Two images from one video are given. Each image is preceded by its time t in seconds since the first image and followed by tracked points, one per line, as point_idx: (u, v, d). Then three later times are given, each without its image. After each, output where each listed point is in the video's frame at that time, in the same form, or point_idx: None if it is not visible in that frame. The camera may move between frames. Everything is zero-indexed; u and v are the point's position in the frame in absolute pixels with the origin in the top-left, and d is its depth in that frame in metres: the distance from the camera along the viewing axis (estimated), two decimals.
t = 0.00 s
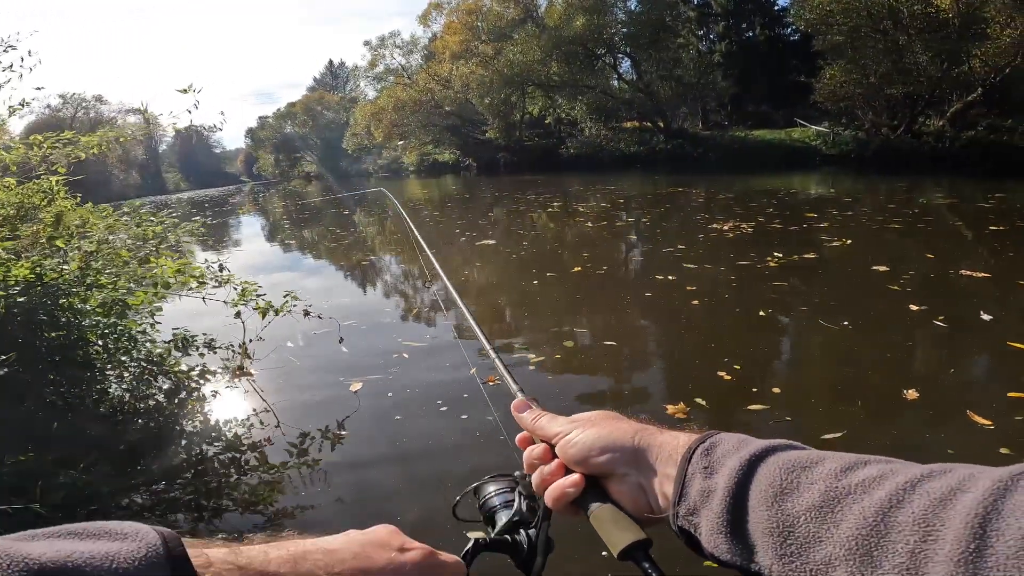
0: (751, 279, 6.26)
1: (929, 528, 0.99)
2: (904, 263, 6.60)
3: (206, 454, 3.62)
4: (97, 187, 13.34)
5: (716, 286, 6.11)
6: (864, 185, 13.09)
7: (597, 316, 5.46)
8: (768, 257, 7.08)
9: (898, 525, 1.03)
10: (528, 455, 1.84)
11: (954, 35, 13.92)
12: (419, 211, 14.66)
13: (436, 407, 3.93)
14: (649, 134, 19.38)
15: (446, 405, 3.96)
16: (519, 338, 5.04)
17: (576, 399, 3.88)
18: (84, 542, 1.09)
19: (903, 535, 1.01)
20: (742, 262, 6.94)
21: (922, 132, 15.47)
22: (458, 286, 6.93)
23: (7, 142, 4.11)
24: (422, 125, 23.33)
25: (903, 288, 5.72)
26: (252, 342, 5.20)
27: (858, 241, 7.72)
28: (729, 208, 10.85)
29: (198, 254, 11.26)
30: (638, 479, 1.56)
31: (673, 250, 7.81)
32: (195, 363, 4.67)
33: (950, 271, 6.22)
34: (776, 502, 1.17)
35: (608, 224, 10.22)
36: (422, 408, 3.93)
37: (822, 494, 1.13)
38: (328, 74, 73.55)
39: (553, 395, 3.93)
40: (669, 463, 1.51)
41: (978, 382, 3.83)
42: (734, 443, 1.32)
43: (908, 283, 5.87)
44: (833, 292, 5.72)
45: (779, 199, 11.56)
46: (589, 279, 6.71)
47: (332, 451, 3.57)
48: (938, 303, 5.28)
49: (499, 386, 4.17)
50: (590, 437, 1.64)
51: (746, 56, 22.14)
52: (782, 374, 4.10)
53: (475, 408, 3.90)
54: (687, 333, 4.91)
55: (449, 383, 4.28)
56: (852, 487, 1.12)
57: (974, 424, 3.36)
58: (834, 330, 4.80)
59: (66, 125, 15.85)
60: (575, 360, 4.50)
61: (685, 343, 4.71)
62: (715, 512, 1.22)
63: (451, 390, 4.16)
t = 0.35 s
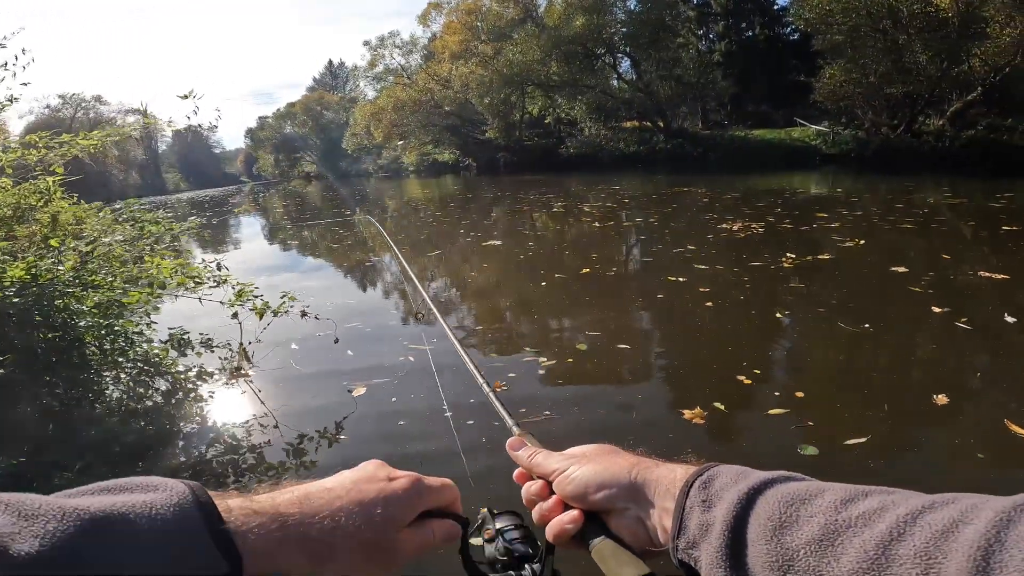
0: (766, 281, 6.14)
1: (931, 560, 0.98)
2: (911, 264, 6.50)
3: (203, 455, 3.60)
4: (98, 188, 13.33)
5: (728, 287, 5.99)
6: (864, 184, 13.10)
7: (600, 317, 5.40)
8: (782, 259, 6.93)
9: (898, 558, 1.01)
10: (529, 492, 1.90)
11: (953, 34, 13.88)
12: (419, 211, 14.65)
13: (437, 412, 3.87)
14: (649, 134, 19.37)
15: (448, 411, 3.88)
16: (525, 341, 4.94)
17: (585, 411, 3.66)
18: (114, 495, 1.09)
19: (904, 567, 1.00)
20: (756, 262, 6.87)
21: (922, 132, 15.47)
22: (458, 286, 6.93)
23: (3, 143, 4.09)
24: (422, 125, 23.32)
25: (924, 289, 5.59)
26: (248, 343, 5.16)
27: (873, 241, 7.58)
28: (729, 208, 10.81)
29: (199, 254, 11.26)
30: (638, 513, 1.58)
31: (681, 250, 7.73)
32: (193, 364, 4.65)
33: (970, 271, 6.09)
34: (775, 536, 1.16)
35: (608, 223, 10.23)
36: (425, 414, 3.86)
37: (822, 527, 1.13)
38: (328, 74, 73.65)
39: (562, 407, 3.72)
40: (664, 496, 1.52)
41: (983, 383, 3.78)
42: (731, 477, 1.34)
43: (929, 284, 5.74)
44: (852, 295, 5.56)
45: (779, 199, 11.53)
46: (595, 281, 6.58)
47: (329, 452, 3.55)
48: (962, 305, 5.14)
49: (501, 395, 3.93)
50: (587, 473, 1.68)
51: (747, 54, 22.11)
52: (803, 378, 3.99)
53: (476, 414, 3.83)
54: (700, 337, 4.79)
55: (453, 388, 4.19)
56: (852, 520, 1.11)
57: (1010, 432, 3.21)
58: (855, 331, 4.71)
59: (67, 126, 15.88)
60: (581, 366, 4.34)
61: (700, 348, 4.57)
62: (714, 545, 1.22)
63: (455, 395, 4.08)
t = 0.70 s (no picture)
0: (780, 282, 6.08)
1: (917, 562, 0.99)
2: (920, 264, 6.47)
3: (204, 454, 3.59)
4: (97, 188, 13.32)
5: (744, 288, 5.94)
6: (863, 184, 13.12)
7: (601, 318, 5.38)
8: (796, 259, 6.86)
9: (886, 562, 1.02)
10: (522, 497, 1.88)
11: (953, 34, 13.84)
12: (420, 210, 14.66)
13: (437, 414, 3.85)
14: (649, 134, 19.34)
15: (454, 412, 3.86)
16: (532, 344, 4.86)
17: (599, 414, 3.64)
18: (133, 556, 1.26)
19: (891, 572, 1.01)
20: (769, 263, 6.81)
21: (922, 132, 15.49)
22: (457, 286, 6.97)
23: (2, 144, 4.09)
24: (422, 125, 23.29)
25: (947, 291, 5.53)
26: (249, 344, 5.17)
27: (884, 242, 7.54)
28: (728, 208, 10.80)
29: (199, 254, 11.28)
30: (629, 518, 1.59)
31: (694, 250, 7.67)
32: (193, 366, 4.65)
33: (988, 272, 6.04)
34: (766, 542, 1.17)
35: (608, 223, 10.25)
36: (427, 416, 3.83)
37: (812, 533, 1.14)
38: (328, 73, 73.50)
39: (573, 409, 3.71)
40: (656, 503, 1.52)
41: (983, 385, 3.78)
42: (722, 485, 1.34)
43: (951, 286, 5.69)
44: (872, 297, 5.47)
45: (779, 199, 11.51)
46: (602, 283, 6.49)
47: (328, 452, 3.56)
48: (985, 307, 5.09)
49: (514, 400, 3.88)
50: (579, 479, 1.68)
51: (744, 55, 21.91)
52: (827, 381, 3.93)
53: (478, 416, 3.81)
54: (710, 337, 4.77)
55: (456, 389, 4.17)
56: (840, 526, 1.12)
57: None
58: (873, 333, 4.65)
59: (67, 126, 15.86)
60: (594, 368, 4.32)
61: (712, 350, 4.52)
62: (705, 552, 1.23)
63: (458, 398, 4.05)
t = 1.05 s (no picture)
0: (802, 284, 5.98)
1: (896, 564, 0.93)
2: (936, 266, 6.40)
3: (203, 453, 3.62)
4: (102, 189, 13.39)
5: (764, 291, 5.84)
6: (865, 184, 13.10)
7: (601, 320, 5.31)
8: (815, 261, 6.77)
9: (865, 564, 0.97)
10: (520, 507, 1.82)
11: (956, 35, 13.81)
12: (422, 211, 14.69)
13: (440, 419, 3.81)
14: (651, 133, 19.31)
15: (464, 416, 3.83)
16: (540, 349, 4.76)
17: (619, 420, 3.57)
18: None
19: (870, 572, 0.95)
20: (787, 265, 6.69)
21: (925, 132, 15.46)
22: (459, 286, 6.97)
23: (11, 143, 4.13)
24: (425, 125, 23.35)
25: (973, 293, 5.44)
26: (252, 344, 5.19)
27: (904, 243, 7.42)
28: (730, 209, 10.72)
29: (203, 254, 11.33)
30: (622, 525, 1.53)
31: (709, 251, 7.55)
32: (195, 367, 4.68)
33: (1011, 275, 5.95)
34: (751, 544, 1.12)
35: (609, 223, 10.25)
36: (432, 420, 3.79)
37: (794, 535, 1.08)
38: (332, 73, 73.65)
39: (587, 414, 3.65)
40: (647, 509, 1.46)
41: (995, 387, 3.72)
42: (710, 488, 1.28)
43: (978, 288, 5.60)
44: (897, 301, 5.36)
45: (781, 200, 11.45)
46: (615, 286, 6.39)
47: (327, 452, 3.56)
48: (1012, 309, 5.01)
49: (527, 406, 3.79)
50: (573, 489, 1.63)
51: (747, 56, 22.06)
52: (855, 385, 3.87)
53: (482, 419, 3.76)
54: (724, 340, 4.70)
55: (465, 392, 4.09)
56: (822, 526, 1.06)
57: None
58: (898, 337, 4.55)
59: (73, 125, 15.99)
60: (614, 372, 4.23)
61: (731, 354, 4.44)
62: (694, 555, 1.17)
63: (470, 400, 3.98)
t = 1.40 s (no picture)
0: (832, 290, 5.86)
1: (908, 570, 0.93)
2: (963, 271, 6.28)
3: (216, 451, 3.65)
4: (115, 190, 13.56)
5: (792, 297, 5.73)
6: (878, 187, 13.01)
7: (612, 325, 5.28)
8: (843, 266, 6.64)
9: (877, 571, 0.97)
10: (527, 521, 1.76)
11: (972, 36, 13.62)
12: (431, 212, 14.76)
13: (454, 424, 3.79)
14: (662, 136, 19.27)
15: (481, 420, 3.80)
16: (560, 354, 4.71)
17: (646, 427, 3.51)
18: (108, 532, 1.05)
19: None
20: (813, 270, 6.57)
21: (941, 135, 15.34)
22: (468, 288, 6.99)
23: (32, 143, 4.21)
24: (434, 127, 23.45)
25: (1011, 299, 5.32)
26: (264, 344, 5.23)
27: (938, 248, 7.25)
28: (742, 213, 10.65)
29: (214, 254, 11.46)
30: (631, 537, 1.49)
31: (733, 254, 7.45)
32: (209, 367, 4.71)
33: None
34: (761, 553, 1.10)
35: (619, 225, 10.25)
36: (447, 425, 3.77)
37: (804, 544, 1.07)
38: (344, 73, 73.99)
39: (610, 420, 3.61)
40: (656, 522, 1.44)
41: None
42: (717, 498, 1.27)
43: (1014, 293, 5.47)
44: (934, 306, 5.24)
45: (793, 203, 11.35)
46: (636, 289, 6.31)
47: (339, 454, 3.57)
48: None
49: (547, 412, 3.74)
50: (580, 500, 1.59)
51: (760, 58, 22.20)
52: (892, 393, 3.78)
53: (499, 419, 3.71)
54: (747, 345, 4.64)
55: (487, 396, 4.02)
56: (833, 535, 1.06)
57: None
58: (936, 344, 4.45)
59: (88, 127, 16.22)
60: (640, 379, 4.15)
61: (759, 360, 4.36)
62: (703, 567, 1.14)
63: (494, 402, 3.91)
